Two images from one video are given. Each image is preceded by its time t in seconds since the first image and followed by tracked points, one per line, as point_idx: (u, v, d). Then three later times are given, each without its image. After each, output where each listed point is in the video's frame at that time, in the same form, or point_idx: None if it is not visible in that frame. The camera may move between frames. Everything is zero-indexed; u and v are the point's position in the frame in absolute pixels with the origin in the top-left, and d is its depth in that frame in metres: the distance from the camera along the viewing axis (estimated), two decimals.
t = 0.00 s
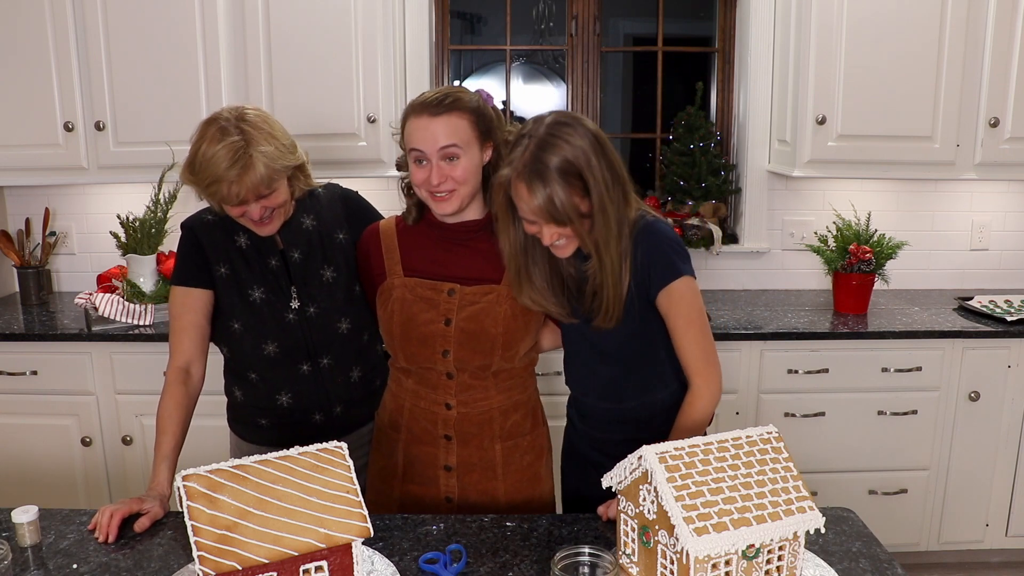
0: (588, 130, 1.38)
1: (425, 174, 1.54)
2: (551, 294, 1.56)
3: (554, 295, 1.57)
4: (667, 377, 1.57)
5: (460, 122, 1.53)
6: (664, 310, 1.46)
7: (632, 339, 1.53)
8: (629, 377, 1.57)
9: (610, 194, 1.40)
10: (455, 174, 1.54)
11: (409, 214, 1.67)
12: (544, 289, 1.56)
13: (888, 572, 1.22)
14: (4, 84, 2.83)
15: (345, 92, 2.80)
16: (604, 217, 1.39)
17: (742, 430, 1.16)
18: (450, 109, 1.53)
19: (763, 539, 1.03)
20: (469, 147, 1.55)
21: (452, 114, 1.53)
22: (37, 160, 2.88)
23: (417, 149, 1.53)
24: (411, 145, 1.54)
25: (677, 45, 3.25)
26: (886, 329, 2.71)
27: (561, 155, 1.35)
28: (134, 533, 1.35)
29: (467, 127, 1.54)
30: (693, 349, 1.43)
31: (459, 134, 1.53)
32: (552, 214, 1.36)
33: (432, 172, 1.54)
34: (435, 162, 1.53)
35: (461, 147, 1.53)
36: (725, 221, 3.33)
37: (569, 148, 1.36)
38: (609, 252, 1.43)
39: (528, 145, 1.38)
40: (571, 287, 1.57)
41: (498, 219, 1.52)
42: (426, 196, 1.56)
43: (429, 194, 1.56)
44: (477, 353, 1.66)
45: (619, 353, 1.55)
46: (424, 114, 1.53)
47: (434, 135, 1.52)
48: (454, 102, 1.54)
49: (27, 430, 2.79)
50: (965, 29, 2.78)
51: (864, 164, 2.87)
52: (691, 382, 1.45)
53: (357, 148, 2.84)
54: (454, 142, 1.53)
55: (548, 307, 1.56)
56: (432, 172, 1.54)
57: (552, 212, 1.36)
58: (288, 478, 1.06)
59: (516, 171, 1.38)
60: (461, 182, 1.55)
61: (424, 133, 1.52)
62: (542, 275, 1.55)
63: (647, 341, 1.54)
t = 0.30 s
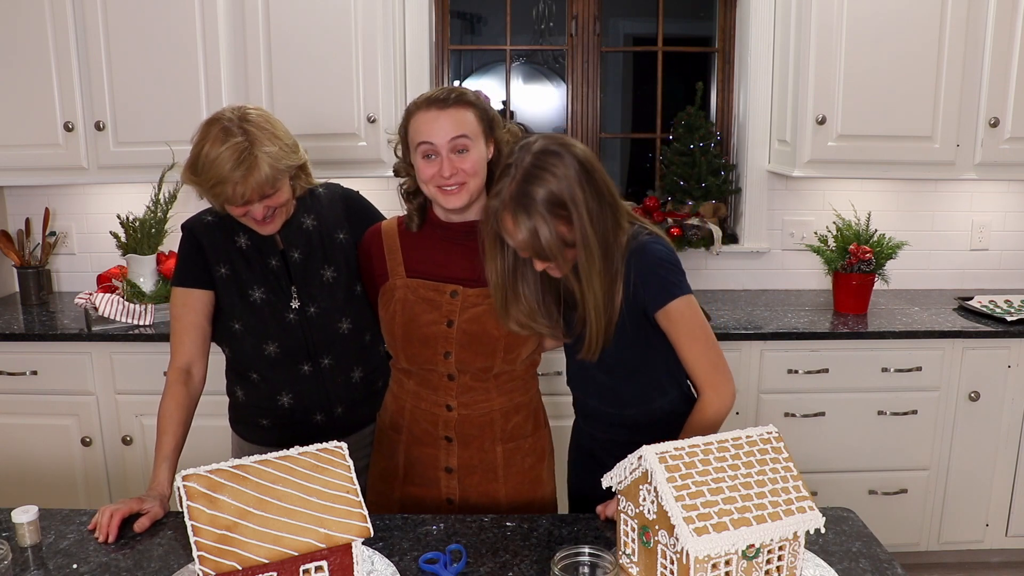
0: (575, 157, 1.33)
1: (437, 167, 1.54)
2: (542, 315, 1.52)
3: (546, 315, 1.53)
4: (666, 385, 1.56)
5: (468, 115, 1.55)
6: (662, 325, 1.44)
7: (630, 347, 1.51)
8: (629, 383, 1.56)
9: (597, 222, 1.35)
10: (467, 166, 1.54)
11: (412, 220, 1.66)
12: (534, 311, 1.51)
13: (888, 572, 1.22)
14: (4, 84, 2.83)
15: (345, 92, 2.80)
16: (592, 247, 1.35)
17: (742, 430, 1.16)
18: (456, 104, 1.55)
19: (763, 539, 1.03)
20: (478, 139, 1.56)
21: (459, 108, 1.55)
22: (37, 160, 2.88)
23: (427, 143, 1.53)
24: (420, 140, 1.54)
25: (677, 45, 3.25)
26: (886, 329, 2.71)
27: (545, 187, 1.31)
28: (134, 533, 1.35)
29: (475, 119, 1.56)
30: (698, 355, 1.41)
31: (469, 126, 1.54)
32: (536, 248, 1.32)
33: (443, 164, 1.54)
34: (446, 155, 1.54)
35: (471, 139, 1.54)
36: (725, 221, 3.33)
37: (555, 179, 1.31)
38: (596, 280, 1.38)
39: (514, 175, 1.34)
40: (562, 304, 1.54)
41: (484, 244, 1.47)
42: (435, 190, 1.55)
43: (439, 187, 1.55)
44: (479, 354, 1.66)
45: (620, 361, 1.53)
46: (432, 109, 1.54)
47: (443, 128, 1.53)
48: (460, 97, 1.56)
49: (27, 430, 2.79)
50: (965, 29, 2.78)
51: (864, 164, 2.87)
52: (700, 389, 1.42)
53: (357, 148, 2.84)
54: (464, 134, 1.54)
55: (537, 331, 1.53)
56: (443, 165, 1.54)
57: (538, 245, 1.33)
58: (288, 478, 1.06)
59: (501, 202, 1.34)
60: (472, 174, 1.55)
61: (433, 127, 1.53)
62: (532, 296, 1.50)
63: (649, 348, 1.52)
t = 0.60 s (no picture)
0: (581, 167, 1.34)
1: (442, 167, 1.54)
2: (543, 318, 1.52)
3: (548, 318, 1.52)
4: (667, 385, 1.56)
5: (473, 115, 1.55)
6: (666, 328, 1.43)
7: (632, 348, 1.51)
8: (630, 384, 1.56)
9: (599, 232, 1.36)
10: (472, 165, 1.55)
11: (414, 221, 1.67)
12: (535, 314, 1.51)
13: (888, 571, 1.22)
14: (4, 84, 2.83)
15: (345, 92, 2.80)
16: (591, 259, 1.37)
17: (742, 430, 1.16)
18: (462, 103, 1.55)
19: (763, 539, 1.03)
20: (483, 138, 1.56)
21: (464, 107, 1.55)
22: (37, 160, 2.88)
23: (433, 142, 1.54)
24: (426, 140, 1.54)
25: (677, 45, 3.25)
26: (886, 329, 2.71)
27: (548, 198, 1.33)
28: (134, 533, 1.35)
29: (480, 119, 1.56)
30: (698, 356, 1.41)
31: (474, 126, 1.54)
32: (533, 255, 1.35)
33: (449, 164, 1.54)
34: (452, 154, 1.54)
35: (477, 138, 1.54)
36: (725, 221, 3.33)
37: (559, 189, 1.33)
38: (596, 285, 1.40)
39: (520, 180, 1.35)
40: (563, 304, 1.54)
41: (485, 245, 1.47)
42: (440, 190, 1.56)
43: (444, 187, 1.55)
44: (483, 355, 1.66)
45: (622, 364, 1.54)
46: (437, 108, 1.54)
47: (449, 127, 1.53)
48: (464, 96, 1.57)
49: (27, 430, 2.79)
50: (965, 29, 2.78)
51: (864, 164, 2.87)
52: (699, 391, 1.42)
53: (357, 148, 2.84)
54: (470, 134, 1.54)
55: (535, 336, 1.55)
56: (449, 164, 1.54)
57: (537, 253, 1.36)
58: (288, 478, 1.06)
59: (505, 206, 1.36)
60: (478, 173, 1.55)
61: (439, 127, 1.53)
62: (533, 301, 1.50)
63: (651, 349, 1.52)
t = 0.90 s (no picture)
0: (607, 147, 1.31)
1: (445, 168, 1.54)
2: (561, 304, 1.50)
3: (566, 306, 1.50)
4: (675, 380, 1.55)
5: (476, 116, 1.55)
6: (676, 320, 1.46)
7: (637, 343, 1.52)
8: (631, 384, 1.56)
9: (625, 213, 1.34)
10: (476, 167, 1.55)
11: (416, 222, 1.67)
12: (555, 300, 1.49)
13: (888, 571, 1.22)
14: (4, 84, 2.83)
15: (345, 91, 2.80)
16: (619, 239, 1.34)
17: (742, 430, 1.16)
18: (464, 104, 1.55)
19: (763, 539, 1.03)
20: (487, 139, 1.56)
21: (467, 108, 1.55)
22: (37, 161, 2.88)
23: (437, 144, 1.53)
24: (429, 141, 1.54)
25: (677, 45, 3.25)
26: (886, 329, 2.71)
27: (577, 174, 1.29)
28: (134, 533, 1.35)
29: (483, 120, 1.56)
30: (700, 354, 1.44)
31: (476, 127, 1.54)
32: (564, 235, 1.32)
33: (453, 165, 1.54)
34: (456, 156, 1.54)
35: (480, 139, 1.55)
36: (726, 221, 3.33)
37: (588, 167, 1.29)
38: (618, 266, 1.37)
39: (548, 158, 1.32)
40: (581, 292, 1.52)
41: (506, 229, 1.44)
42: (444, 192, 1.56)
43: (448, 189, 1.55)
44: (486, 354, 1.66)
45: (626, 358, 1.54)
46: (440, 109, 1.54)
47: (451, 130, 1.53)
48: (467, 97, 1.57)
49: (27, 430, 2.79)
50: (965, 29, 2.78)
51: (864, 164, 2.87)
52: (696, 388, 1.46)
53: (357, 148, 2.84)
54: (474, 134, 1.54)
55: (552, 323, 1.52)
56: (453, 166, 1.54)
57: (566, 233, 1.32)
58: (288, 478, 1.06)
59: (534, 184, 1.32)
60: (482, 174, 1.56)
61: (443, 128, 1.53)
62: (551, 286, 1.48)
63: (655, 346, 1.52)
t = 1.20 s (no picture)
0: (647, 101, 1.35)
1: (444, 161, 1.54)
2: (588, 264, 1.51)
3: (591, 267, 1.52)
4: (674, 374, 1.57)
5: (475, 109, 1.55)
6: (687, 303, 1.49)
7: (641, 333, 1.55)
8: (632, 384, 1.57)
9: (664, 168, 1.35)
10: (475, 159, 1.55)
11: (420, 224, 1.67)
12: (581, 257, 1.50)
13: (888, 572, 1.22)
14: (3, 83, 2.83)
15: (345, 91, 2.80)
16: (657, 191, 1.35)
17: (742, 430, 1.16)
18: (463, 97, 1.56)
19: (763, 539, 1.03)
20: (488, 133, 1.56)
21: (467, 102, 1.55)
22: (37, 161, 2.88)
23: (437, 138, 1.53)
24: (427, 135, 1.54)
25: (677, 45, 3.24)
26: (886, 329, 2.71)
27: (621, 119, 1.32)
28: (133, 533, 1.35)
29: (482, 115, 1.56)
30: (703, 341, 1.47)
31: (475, 119, 1.54)
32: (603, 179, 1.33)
33: (454, 158, 1.54)
34: (456, 149, 1.54)
35: (479, 131, 1.54)
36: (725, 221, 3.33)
37: (630, 115, 1.32)
38: (652, 227, 1.36)
39: (591, 103, 1.34)
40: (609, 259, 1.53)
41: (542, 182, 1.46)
42: (445, 185, 1.55)
43: (448, 182, 1.55)
44: (489, 352, 1.66)
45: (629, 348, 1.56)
46: (439, 104, 1.54)
47: (448, 123, 1.53)
48: (466, 92, 1.57)
49: (27, 430, 2.79)
50: (965, 29, 2.78)
51: (864, 164, 2.87)
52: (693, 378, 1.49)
53: (357, 148, 2.84)
54: (473, 126, 1.54)
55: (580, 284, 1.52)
56: (454, 159, 1.54)
57: (604, 178, 1.34)
58: (288, 478, 1.06)
59: (577, 128, 1.34)
60: (481, 167, 1.55)
61: (443, 123, 1.53)
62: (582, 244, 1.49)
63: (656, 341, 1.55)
